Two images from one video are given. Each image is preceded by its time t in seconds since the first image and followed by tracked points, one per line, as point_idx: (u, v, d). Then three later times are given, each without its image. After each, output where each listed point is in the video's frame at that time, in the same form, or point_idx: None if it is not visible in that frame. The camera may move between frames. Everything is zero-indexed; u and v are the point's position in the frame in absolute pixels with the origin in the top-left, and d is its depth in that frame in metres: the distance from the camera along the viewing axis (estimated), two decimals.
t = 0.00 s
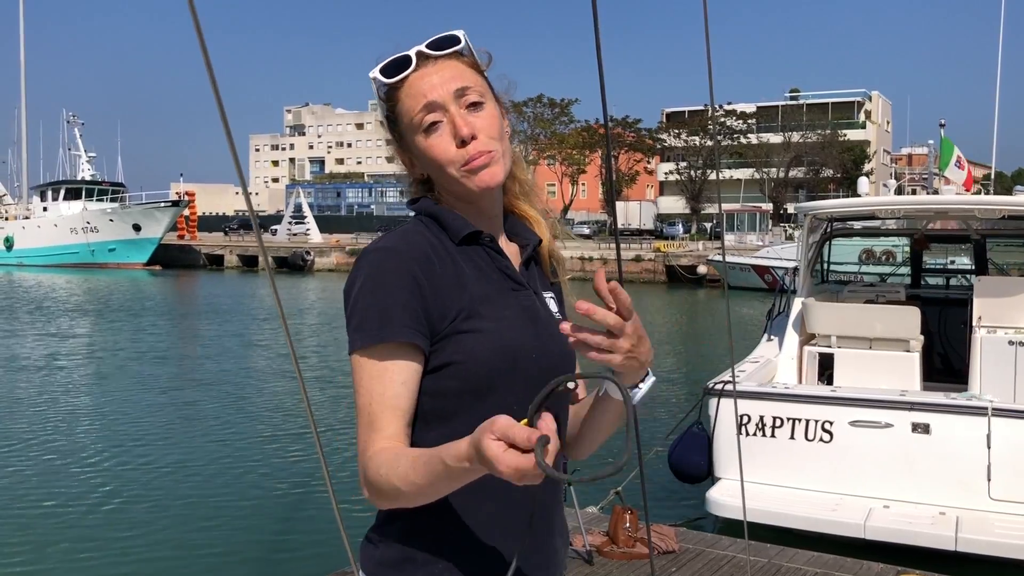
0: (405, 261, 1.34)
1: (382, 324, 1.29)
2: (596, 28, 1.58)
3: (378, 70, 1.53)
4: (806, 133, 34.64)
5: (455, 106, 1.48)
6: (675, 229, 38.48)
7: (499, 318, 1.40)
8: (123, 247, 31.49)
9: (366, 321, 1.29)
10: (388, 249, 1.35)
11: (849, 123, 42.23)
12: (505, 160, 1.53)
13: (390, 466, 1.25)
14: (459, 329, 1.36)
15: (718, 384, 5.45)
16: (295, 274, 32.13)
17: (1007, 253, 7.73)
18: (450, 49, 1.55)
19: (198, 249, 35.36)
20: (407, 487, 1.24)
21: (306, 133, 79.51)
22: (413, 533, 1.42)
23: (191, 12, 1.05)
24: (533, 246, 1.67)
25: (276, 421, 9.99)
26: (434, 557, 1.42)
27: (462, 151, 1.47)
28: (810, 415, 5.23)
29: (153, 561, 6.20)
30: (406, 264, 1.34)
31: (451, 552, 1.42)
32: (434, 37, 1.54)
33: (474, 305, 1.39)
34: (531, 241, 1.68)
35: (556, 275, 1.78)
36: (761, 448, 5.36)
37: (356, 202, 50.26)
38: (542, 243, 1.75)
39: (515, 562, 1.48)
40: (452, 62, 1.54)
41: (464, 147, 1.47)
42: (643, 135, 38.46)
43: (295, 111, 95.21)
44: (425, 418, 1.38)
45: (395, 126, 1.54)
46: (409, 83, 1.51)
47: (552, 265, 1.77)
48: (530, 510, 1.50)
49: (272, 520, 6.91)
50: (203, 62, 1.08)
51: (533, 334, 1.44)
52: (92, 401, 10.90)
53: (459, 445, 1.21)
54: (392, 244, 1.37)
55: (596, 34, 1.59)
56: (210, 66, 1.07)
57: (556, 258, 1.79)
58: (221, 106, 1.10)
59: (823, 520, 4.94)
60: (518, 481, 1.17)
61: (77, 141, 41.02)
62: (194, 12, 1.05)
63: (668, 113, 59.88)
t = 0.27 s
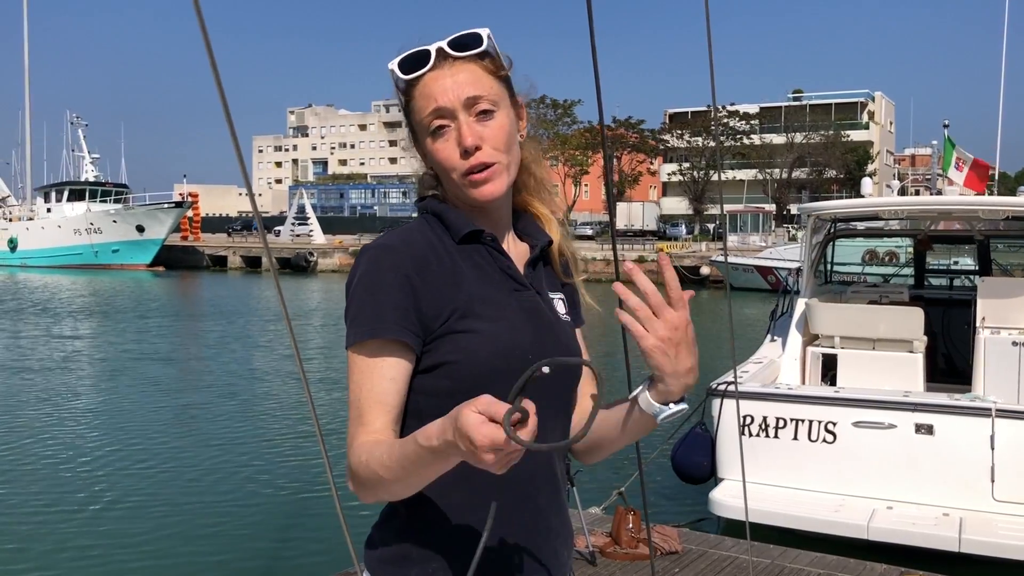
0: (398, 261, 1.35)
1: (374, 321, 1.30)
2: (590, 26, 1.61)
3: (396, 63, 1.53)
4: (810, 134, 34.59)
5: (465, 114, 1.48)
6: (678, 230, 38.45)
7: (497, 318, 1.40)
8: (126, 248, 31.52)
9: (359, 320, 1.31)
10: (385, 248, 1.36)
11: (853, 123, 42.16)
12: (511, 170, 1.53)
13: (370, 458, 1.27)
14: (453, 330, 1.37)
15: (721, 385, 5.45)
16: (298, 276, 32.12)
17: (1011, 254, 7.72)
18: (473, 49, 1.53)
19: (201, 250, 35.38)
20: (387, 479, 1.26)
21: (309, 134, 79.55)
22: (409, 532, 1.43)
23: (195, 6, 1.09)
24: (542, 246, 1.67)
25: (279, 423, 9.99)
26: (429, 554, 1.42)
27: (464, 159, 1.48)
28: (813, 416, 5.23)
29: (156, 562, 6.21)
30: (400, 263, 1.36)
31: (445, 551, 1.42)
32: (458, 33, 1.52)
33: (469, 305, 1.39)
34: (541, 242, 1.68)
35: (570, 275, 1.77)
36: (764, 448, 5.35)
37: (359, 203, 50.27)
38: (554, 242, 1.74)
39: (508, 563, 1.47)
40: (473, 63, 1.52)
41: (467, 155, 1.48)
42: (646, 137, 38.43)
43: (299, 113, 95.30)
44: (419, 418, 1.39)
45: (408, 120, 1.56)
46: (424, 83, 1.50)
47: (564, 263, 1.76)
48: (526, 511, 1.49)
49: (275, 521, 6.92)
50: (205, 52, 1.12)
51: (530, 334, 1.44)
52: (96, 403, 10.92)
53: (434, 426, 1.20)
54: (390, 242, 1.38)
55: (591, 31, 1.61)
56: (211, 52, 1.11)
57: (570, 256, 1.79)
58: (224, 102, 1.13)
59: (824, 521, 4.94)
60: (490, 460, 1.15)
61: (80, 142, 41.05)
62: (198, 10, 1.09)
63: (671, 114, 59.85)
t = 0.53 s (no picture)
0: (400, 263, 1.34)
1: (376, 324, 1.29)
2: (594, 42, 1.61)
3: (414, 58, 1.48)
4: (813, 134, 34.53)
5: (480, 129, 1.45)
6: (681, 230, 38.42)
7: (498, 320, 1.40)
8: (129, 248, 31.54)
9: (359, 325, 1.30)
10: (385, 249, 1.35)
11: (856, 124, 42.09)
12: (516, 184, 1.52)
13: (371, 466, 1.26)
14: (454, 332, 1.36)
15: (724, 384, 5.43)
16: (301, 275, 32.15)
17: (1014, 255, 7.71)
18: (493, 59, 1.48)
19: (204, 250, 35.42)
20: (388, 487, 1.25)
21: (312, 134, 79.61)
22: (412, 534, 1.42)
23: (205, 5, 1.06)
24: (545, 248, 1.66)
25: (281, 422, 9.99)
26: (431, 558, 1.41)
27: (471, 175, 1.47)
28: (816, 416, 5.22)
29: (159, 561, 6.22)
30: (401, 265, 1.34)
31: (448, 551, 1.41)
32: (480, 38, 1.47)
33: (470, 308, 1.38)
34: (543, 244, 1.67)
35: (570, 274, 1.78)
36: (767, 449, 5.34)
37: (362, 203, 50.29)
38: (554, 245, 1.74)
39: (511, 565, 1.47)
40: (492, 75, 1.48)
41: (474, 170, 1.46)
42: (649, 137, 38.43)
43: (301, 113, 95.37)
44: (419, 422, 1.38)
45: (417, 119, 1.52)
46: (438, 90, 1.46)
47: (565, 264, 1.76)
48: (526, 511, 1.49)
49: (277, 521, 6.92)
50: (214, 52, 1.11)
51: (532, 335, 1.44)
52: (99, 402, 10.94)
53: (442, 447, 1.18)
54: (390, 246, 1.37)
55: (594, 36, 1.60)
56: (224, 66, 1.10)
57: (569, 257, 1.79)
58: (229, 89, 1.11)
59: (827, 521, 4.93)
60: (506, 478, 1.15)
61: (84, 142, 41.11)
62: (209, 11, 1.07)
63: (674, 114, 59.83)
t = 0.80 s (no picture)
0: (402, 263, 1.34)
1: (376, 324, 1.28)
2: (597, 40, 1.62)
3: (458, 46, 1.46)
4: (815, 134, 34.47)
5: (515, 130, 1.46)
6: (683, 230, 38.38)
7: (498, 319, 1.40)
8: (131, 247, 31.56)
9: (359, 325, 1.29)
10: (386, 250, 1.35)
11: (859, 123, 42.00)
12: (534, 187, 1.53)
13: (387, 462, 1.24)
14: (455, 332, 1.36)
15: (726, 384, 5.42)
16: (303, 274, 32.14)
17: (1018, 256, 7.71)
18: (535, 61, 1.49)
19: (206, 249, 35.44)
20: (406, 485, 1.24)
21: (314, 134, 79.66)
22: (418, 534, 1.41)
23: None
24: (539, 248, 1.67)
25: (284, 422, 10.00)
26: (434, 557, 1.41)
27: (502, 172, 1.47)
28: (818, 415, 5.21)
29: (160, 560, 6.21)
30: (402, 264, 1.34)
31: (453, 550, 1.41)
32: (523, 41, 1.48)
33: (471, 307, 1.38)
34: (536, 243, 1.68)
35: (561, 272, 1.79)
36: (769, 448, 5.33)
37: (364, 202, 50.29)
38: (546, 246, 1.75)
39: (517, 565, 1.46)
40: (535, 76, 1.49)
41: (506, 168, 1.46)
42: (651, 136, 38.39)
43: (304, 112, 95.41)
44: (419, 422, 1.38)
45: (444, 107, 1.50)
46: (483, 83, 1.45)
47: (556, 263, 1.77)
48: (531, 508, 1.49)
49: (279, 520, 6.91)
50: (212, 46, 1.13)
51: (532, 334, 1.43)
52: (102, 401, 10.94)
53: (501, 426, 1.19)
54: (389, 244, 1.36)
55: (599, 38, 1.62)
56: (219, 52, 1.12)
57: (561, 255, 1.81)
58: (232, 103, 1.15)
59: (829, 520, 4.92)
60: (571, 460, 1.16)
61: (86, 141, 41.14)
62: (207, 8, 1.09)
63: (677, 113, 59.75)
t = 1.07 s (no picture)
0: (404, 263, 1.34)
1: (378, 326, 1.28)
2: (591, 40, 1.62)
3: (466, 44, 1.46)
4: (817, 135, 34.44)
5: (520, 129, 1.47)
6: (685, 231, 38.37)
7: (496, 318, 1.40)
8: (134, 246, 31.60)
9: (362, 326, 1.29)
10: (386, 250, 1.35)
11: (861, 125, 41.98)
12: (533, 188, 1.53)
13: (405, 464, 1.25)
14: (454, 332, 1.36)
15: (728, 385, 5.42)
16: (305, 274, 32.19)
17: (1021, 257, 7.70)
18: (539, 64, 1.51)
19: (208, 249, 35.48)
20: (422, 485, 1.25)
21: (317, 134, 79.76)
22: (425, 538, 1.42)
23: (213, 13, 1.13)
24: (532, 250, 1.67)
25: (286, 421, 10.01)
26: (439, 560, 1.41)
27: (504, 170, 1.47)
28: (821, 416, 5.21)
29: (163, 560, 6.22)
30: (402, 264, 1.34)
31: (457, 556, 1.41)
32: (529, 44, 1.49)
33: (470, 306, 1.38)
34: (530, 245, 1.68)
35: (553, 274, 1.79)
36: (771, 449, 5.33)
37: (366, 202, 50.34)
38: (540, 246, 1.75)
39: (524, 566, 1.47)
40: (537, 77, 1.50)
41: (510, 165, 1.46)
42: (653, 137, 38.39)
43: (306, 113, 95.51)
44: (422, 424, 1.38)
45: (445, 105, 1.49)
46: (489, 81, 1.46)
47: (548, 265, 1.77)
48: (535, 508, 1.49)
49: (281, 520, 6.92)
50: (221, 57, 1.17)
51: (531, 334, 1.44)
52: (104, 400, 10.96)
53: (535, 418, 1.22)
54: (387, 245, 1.37)
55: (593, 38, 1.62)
56: (225, 55, 1.16)
57: (553, 258, 1.80)
58: (238, 98, 1.18)
59: (832, 521, 4.92)
60: (618, 441, 1.22)
61: (88, 140, 41.20)
62: (218, 23, 1.14)
63: (679, 113, 59.71)
